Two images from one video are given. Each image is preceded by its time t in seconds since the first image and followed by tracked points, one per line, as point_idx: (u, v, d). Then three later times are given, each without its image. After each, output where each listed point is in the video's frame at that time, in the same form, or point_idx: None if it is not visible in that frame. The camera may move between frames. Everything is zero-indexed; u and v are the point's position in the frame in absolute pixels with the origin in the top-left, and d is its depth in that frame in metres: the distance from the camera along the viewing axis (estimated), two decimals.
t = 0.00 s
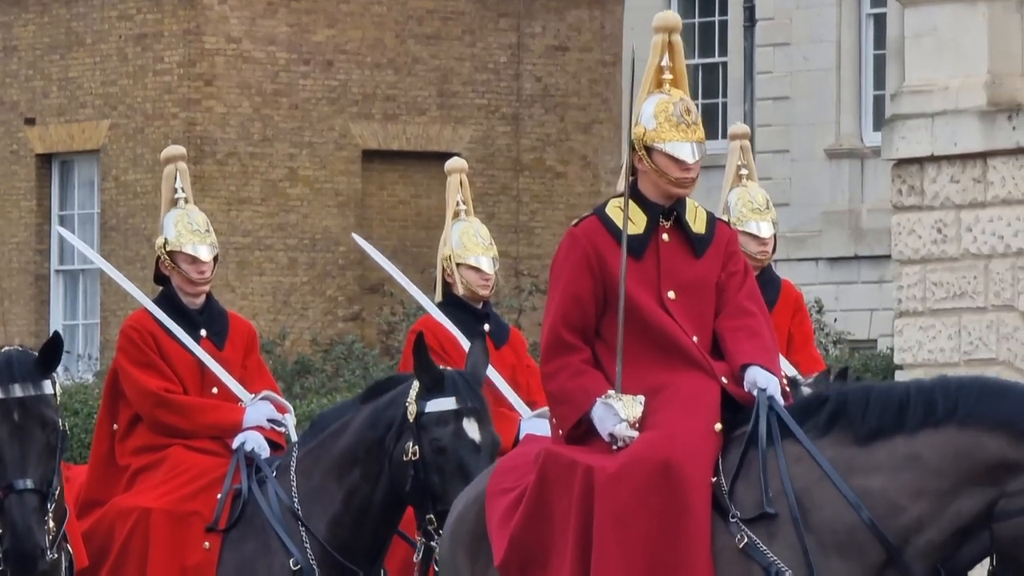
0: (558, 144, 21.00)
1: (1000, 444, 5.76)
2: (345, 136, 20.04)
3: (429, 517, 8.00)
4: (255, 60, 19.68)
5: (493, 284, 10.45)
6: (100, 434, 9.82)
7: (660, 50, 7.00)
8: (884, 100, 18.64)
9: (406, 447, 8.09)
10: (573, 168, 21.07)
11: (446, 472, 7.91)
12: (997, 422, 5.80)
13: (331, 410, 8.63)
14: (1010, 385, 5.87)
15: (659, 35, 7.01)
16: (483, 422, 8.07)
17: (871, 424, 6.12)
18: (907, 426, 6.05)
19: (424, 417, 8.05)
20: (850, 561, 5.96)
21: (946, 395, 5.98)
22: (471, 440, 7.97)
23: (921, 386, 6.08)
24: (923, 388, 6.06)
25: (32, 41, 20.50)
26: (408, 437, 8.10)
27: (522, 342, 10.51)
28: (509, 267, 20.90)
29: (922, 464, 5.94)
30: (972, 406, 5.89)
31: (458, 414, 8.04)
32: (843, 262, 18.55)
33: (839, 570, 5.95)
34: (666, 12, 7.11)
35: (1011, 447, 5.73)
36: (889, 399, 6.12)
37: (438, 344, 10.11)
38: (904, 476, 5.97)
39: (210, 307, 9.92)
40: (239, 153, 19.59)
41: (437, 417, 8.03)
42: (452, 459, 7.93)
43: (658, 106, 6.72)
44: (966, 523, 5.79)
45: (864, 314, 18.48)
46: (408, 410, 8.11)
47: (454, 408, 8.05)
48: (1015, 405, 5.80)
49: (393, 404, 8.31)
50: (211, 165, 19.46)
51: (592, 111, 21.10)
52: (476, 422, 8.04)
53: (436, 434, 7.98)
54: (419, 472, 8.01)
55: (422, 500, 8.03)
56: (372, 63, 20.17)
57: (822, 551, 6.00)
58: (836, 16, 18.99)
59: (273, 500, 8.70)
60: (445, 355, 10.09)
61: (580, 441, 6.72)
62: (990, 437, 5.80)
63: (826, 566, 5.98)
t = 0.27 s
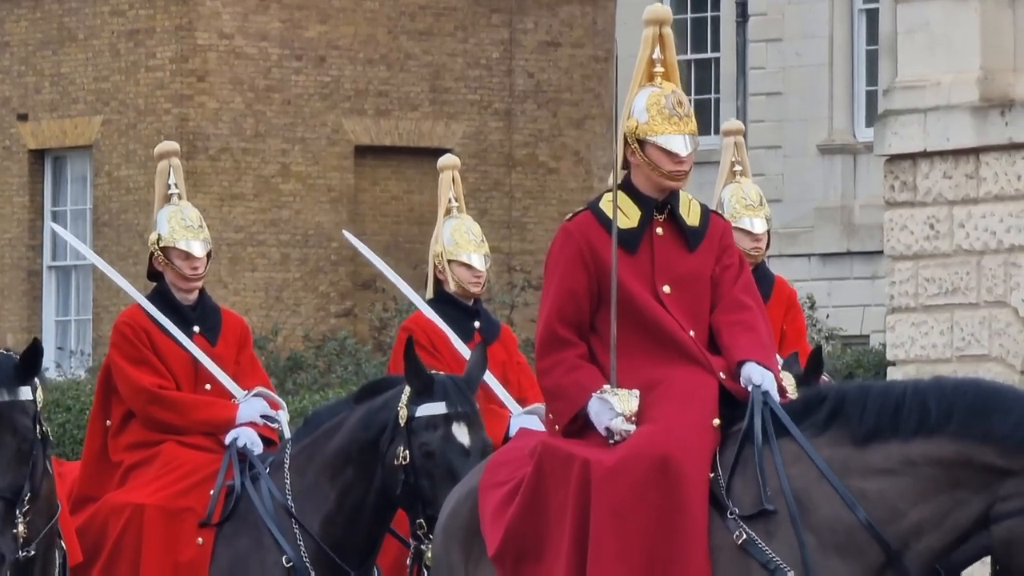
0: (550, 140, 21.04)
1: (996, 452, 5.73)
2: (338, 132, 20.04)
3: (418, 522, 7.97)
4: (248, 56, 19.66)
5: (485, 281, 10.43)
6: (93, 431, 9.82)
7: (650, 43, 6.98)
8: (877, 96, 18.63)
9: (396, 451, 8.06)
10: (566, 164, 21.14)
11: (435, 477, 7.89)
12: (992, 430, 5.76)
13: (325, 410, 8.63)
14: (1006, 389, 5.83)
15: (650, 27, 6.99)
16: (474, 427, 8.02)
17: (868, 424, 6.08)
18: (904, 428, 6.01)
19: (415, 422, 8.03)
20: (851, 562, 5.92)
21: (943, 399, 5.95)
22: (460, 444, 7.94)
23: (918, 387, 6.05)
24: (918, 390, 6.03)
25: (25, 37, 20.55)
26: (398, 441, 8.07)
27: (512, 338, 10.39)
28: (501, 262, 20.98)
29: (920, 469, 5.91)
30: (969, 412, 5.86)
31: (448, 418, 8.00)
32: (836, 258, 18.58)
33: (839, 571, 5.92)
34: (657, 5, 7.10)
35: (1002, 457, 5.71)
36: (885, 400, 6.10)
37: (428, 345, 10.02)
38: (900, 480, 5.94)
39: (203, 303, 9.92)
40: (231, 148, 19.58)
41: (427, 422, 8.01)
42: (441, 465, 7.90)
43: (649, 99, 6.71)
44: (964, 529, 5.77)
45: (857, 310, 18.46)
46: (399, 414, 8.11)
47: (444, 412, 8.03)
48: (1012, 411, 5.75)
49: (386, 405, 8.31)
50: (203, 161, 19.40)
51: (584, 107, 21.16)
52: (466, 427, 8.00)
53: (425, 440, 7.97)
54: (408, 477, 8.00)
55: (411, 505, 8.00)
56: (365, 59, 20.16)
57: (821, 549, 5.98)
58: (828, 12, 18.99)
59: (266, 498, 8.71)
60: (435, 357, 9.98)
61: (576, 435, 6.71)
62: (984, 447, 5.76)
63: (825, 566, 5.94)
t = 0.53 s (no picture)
0: (535, 135, 21.08)
1: (961, 404, 5.82)
2: (322, 127, 20.05)
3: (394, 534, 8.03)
4: (232, 51, 19.68)
5: (469, 276, 10.18)
6: (78, 425, 9.81)
7: (644, 40, 6.99)
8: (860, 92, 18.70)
9: (377, 461, 8.10)
10: (550, 159, 21.20)
11: (413, 492, 7.93)
12: (958, 385, 5.85)
13: (313, 406, 8.61)
14: (964, 344, 5.94)
15: (642, 24, 7.00)
16: (455, 445, 8.03)
17: (842, 404, 6.12)
18: (875, 403, 6.05)
19: (397, 434, 8.04)
20: (838, 552, 5.97)
21: (907, 367, 6.00)
22: (440, 462, 7.96)
23: (884, 359, 6.10)
24: (881, 361, 6.10)
25: (10, 32, 20.61)
26: (380, 451, 8.11)
27: (496, 333, 10.32)
28: (485, 258, 21.06)
29: (894, 443, 5.95)
30: (933, 376, 5.93)
31: (430, 435, 8.00)
32: (820, 254, 18.60)
33: (827, 563, 5.96)
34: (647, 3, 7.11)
35: (964, 405, 5.81)
36: (855, 377, 6.14)
37: (413, 348, 9.83)
38: (880, 459, 5.97)
39: (189, 298, 9.90)
40: (216, 144, 19.59)
41: (409, 436, 8.01)
42: (418, 482, 7.93)
43: (641, 96, 6.73)
44: (943, 493, 5.79)
45: (842, 305, 18.50)
46: (383, 424, 8.12)
47: (426, 429, 8.02)
48: (974, 363, 5.85)
49: (373, 410, 8.30)
50: (187, 156, 19.46)
51: (569, 103, 21.23)
52: (447, 445, 8.01)
53: (406, 455, 7.98)
54: (387, 488, 8.06)
55: (389, 514, 8.08)
56: (349, 55, 20.18)
57: (811, 542, 6.01)
58: (813, 7, 19.07)
59: (250, 493, 8.70)
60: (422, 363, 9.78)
61: (567, 431, 6.72)
62: (949, 399, 5.86)
63: (814, 558, 5.98)
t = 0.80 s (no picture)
0: (527, 133, 21.11)
1: (924, 385, 5.80)
2: (315, 125, 20.11)
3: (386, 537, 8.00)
4: (224, 49, 19.76)
5: (460, 275, 10.16)
6: (70, 423, 9.80)
7: (638, 40, 7.00)
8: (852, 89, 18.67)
9: (369, 464, 8.10)
10: (542, 157, 21.18)
11: (404, 493, 7.91)
12: (918, 363, 5.84)
13: (303, 409, 8.62)
14: (919, 324, 5.94)
15: (636, 25, 7.01)
16: (446, 445, 8.01)
17: (817, 395, 6.14)
18: (847, 393, 6.05)
19: (387, 438, 8.02)
20: (820, 546, 5.97)
21: (872, 353, 6.00)
22: (430, 462, 7.93)
23: (852, 348, 6.09)
24: (849, 350, 6.09)
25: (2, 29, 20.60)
26: (371, 455, 8.10)
27: (487, 331, 10.31)
28: (478, 256, 21.03)
29: (868, 433, 5.95)
30: (895, 359, 5.93)
31: (420, 436, 7.98)
32: (812, 251, 18.62)
33: (810, 558, 5.96)
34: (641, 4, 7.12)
35: (926, 382, 5.80)
36: (829, 367, 6.14)
37: (407, 351, 9.82)
38: (857, 451, 5.97)
39: (182, 296, 9.91)
40: (208, 141, 19.68)
41: (398, 439, 8.00)
42: (409, 482, 7.91)
43: (635, 96, 6.73)
44: (917, 474, 5.78)
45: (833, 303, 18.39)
46: (373, 427, 8.13)
47: (416, 430, 8.00)
48: (928, 342, 5.84)
49: (363, 415, 8.30)
50: (179, 154, 19.53)
51: (561, 100, 21.21)
52: (438, 446, 7.99)
53: (395, 457, 7.97)
54: (379, 492, 8.04)
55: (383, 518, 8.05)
56: (341, 52, 20.23)
57: (796, 539, 6.02)
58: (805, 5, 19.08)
59: (244, 493, 8.70)
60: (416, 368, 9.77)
61: (562, 431, 6.73)
62: (914, 380, 5.85)
63: (797, 554, 5.99)
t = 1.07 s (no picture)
0: (518, 133, 21.12)
1: (906, 388, 5.83)
2: (305, 124, 20.13)
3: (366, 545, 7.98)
4: (215, 47, 19.75)
5: (449, 275, 10.14)
6: (61, 423, 9.78)
7: (627, 40, 7.00)
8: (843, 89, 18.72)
9: (352, 470, 8.12)
10: (533, 156, 21.19)
11: (385, 505, 7.88)
12: (898, 368, 5.87)
13: (293, 409, 8.63)
14: (898, 327, 5.96)
15: (626, 25, 7.01)
16: (428, 459, 7.98)
17: (802, 395, 6.14)
18: (829, 395, 6.06)
19: (370, 446, 8.03)
20: (808, 547, 5.98)
21: (852, 355, 6.01)
22: (412, 475, 7.90)
23: (834, 349, 6.09)
24: (831, 352, 6.09)
25: None
26: (355, 461, 8.11)
27: (476, 332, 10.32)
28: (468, 255, 21.01)
29: (854, 436, 5.96)
30: (876, 360, 5.94)
31: (403, 449, 7.96)
32: (803, 252, 18.63)
33: (798, 559, 5.97)
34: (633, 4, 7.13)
35: (909, 386, 5.83)
36: (812, 368, 6.15)
37: (396, 354, 9.79)
38: (842, 455, 5.98)
39: (172, 296, 9.89)
40: (199, 140, 19.65)
41: (381, 449, 7.98)
42: (390, 493, 7.88)
43: (626, 96, 6.73)
44: (903, 478, 5.81)
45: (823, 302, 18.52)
46: (358, 436, 8.11)
47: (399, 442, 7.97)
48: (908, 345, 5.87)
49: (350, 419, 8.31)
50: (170, 152, 19.52)
51: (552, 100, 21.24)
52: (420, 459, 7.96)
53: (378, 468, 7.96)
54: (361, 498, 8.04)
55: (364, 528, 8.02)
56: (332, 51, 20.26)
57: (784, 539, 6.02)
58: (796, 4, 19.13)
59: (233, 491, 8.70)
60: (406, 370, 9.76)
61: (555, 430, 6.73)
62: (898, 385, 5.87)
63: (785, 555, 6.00)
